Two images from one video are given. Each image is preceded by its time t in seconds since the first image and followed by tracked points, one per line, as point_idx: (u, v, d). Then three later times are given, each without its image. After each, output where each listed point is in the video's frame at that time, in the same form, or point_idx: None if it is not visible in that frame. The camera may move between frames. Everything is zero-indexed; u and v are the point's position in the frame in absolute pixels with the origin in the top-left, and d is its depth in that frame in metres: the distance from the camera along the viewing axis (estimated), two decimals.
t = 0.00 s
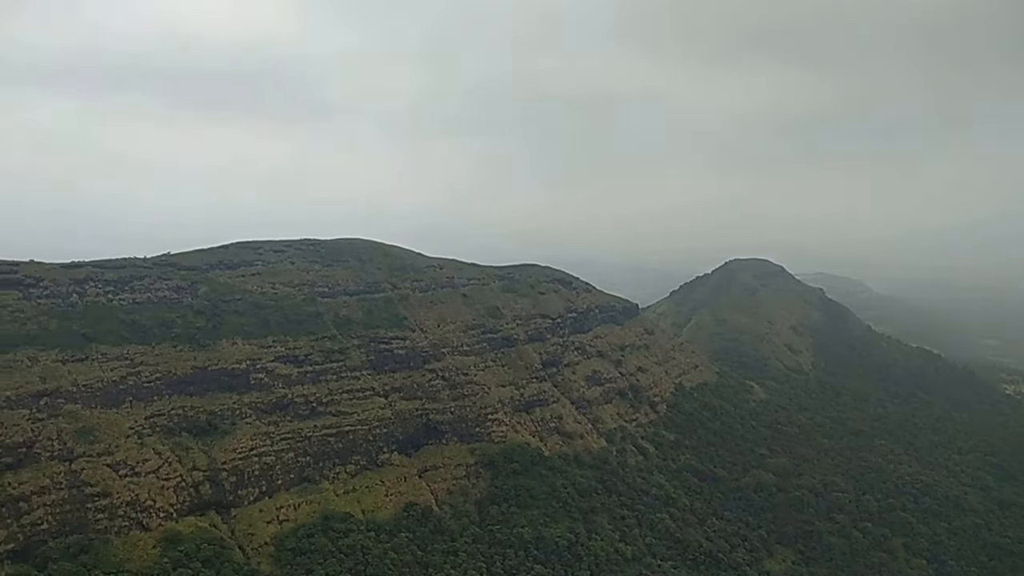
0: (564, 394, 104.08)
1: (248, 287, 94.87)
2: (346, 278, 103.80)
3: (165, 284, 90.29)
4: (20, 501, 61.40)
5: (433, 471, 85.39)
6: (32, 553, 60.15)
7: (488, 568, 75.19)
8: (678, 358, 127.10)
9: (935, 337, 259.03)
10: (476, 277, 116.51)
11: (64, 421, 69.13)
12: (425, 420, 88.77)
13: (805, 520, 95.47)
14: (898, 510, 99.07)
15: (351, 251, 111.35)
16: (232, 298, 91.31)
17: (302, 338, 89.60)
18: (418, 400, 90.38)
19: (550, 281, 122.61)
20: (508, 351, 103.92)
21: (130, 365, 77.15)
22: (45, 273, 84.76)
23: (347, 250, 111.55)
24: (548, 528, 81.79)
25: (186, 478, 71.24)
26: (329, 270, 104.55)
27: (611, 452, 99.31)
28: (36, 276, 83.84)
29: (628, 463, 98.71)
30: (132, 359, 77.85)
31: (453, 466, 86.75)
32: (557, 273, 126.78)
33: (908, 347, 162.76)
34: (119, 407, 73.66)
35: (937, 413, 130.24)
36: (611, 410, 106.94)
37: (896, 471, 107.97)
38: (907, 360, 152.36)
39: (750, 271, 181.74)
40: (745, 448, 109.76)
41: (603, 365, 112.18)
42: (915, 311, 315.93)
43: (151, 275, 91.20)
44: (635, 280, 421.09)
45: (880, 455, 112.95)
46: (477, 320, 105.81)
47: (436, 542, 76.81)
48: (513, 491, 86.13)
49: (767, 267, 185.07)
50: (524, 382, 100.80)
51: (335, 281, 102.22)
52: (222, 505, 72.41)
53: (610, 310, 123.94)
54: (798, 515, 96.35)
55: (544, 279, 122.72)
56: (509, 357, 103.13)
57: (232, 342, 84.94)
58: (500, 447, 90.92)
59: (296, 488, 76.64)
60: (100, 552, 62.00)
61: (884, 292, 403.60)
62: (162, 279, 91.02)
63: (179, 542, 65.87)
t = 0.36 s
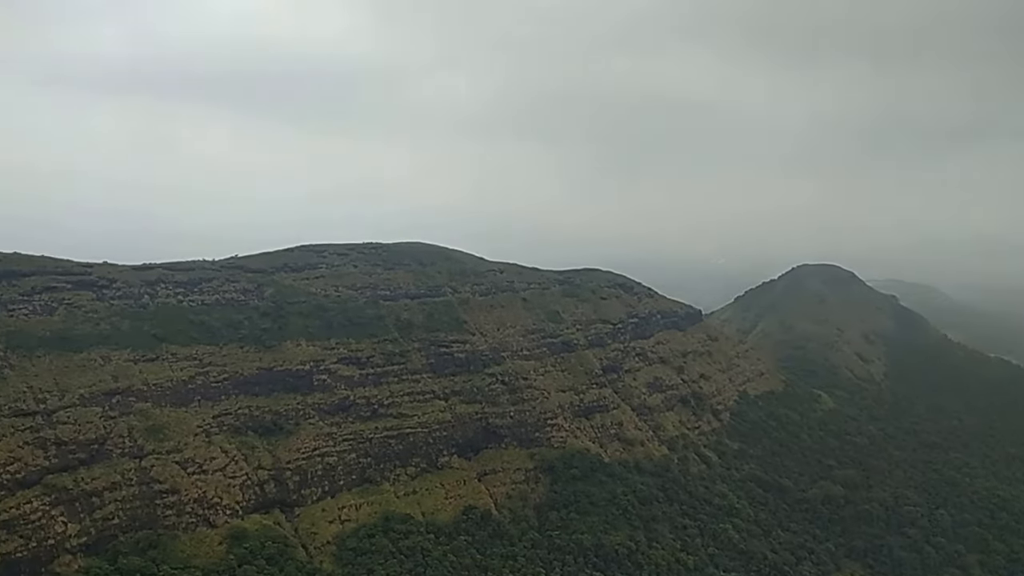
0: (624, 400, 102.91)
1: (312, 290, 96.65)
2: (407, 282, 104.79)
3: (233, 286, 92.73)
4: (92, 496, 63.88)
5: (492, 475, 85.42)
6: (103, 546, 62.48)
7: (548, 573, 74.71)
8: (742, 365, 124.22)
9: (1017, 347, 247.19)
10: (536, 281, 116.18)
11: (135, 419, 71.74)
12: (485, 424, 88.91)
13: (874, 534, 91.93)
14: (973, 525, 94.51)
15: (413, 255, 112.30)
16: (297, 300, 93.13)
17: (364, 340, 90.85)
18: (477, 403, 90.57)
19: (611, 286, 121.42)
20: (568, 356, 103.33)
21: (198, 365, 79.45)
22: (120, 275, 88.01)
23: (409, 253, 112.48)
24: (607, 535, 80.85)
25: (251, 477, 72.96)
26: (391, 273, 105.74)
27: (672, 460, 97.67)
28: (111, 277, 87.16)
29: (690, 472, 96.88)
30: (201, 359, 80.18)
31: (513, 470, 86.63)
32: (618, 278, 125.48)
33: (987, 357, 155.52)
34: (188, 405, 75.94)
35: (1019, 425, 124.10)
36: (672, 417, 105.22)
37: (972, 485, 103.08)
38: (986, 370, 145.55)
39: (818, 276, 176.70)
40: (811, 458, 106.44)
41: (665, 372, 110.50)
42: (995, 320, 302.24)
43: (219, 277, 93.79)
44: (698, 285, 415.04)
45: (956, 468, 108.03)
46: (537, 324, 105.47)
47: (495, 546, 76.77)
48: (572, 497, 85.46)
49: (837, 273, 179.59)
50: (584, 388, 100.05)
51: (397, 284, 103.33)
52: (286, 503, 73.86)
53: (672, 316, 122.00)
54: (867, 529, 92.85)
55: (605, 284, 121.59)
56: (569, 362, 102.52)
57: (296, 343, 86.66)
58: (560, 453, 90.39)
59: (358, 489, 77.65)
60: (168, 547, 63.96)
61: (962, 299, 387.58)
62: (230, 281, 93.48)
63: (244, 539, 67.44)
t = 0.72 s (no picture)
0: (684, 408, 101.32)
1: (373, 294, 97.85)
2: (466, 286, 105.18)
3: (296, 290, 94.62)
4: (161, 494, 66.00)
5: (549, 481, 85.07)
6: (171, 543, 64.42)
7: None
8: (807, 374, 120.81)
9: None
10: (595, 285, 115.22)
11: (202, 419, 73.88)
12: (542, 430, 88.61)
13: (946, 551, 88.19)
14: None
15: (472, 260, 112.74)
16: (358, 304, 94.50)
17: (423, 344, 91.60)
18: (535, 409, 90.34)
19: (671, 291, 119.63)
20: (626, 362, 102.27)
21: (263, 367, 81.31)
22: (189, 278, 90.79)
23: (468, 258, 112.92)
24: (666, 545, 79.58)
25: (313, 477, 74.27)
26: (449, 278, 106.32)
27: (734, 471, 95.62)
28: (181, 281, 89.93)
29: (752, 483, 94.65)
30: (265, 361, 82.07)
31: (570, 477, 86.10)
32: (678, 284, 123.57)
33: None
34: (253, 406, 77.78)
35: None
36: (734, 426, 103.06)
37: None
38: None
39: (887, 283, 170.92)
40: (879, 470, 102.82)
41: (726, 380, 108.34)
42: None
43: (283, 281, 95.86)
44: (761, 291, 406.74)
45: None
46: (595, 329, 104.60)
47: (552, 553, 76.40)
48: (631, 506, 84.43)
49: (908, 279, 173.44)
50: (642, 395, 98.89)
51: (455, 289, 103.85)
52: (346, 505, 74.94)
53: (734, 323, 119.51)
54: (939, 546, 89.13)
55: (665, 289, 119.86)
56: (627, 369, 101.47)
57: (357, 346, 87.91)
58: (618, 460, 89.48)
59: (416, 492, 78.25)
60: (232, 546, 65.54)
61: None
62: (293, 285, 95.44)
63: (306, 539, 68.60)
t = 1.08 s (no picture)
0: (744, 418, 99.22)
1: (430, 299, 98.54)
2: (522, 293, 105.00)
3: (356, 295, 95.97)
4: (225, 494, 67.59)
5: (606, 489, 84.22)
6: (234, 542, 65.79)
7: None
8: (874, 384, 116.84)
9: None
10: (652, 292, 113.42)
11: (265, 421, 75.45)
12: (599, 437, 87.85)
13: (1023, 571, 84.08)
14: None
15: (529, 265, 112.38)
16: (416, 309, 95.33)
17: (480, 350, 91.89)
18: (591, 417, 89.64)
19: (730, 298, 117.30)
20: (685, 371, 100.73)
21: (323, 370, 82.67)
22: (253, 283, 92.98)
23: (526, 264, 112.49)
24: (726, 558, 77.94)
25: (371, 480, 75.12)
26: (506, 284, 106.30)
27: (796, 483, 93.11)
28: (246, 285, 92.20)
29: (815, 496, 91.99)
30: (325, 365, 83.44)
31: (627, 486, 85.11)
32: (739, 291, 121.07)
33: None
34: (313, 409, 79.12)
35: None
36: (796, 437, 100.43)
37: None
38: None
39: (959, 291, 164.34)
40: (950, 485, 98.73)
41: (788, 390, 105.67)
42: None
43: (343, 286, 97.37)
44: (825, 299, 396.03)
45: None
46: (653, 336, 103.23)
47: (609, 562, 75.60)
48: (689, 516, 82.98)
49: (981, 287, 166.54)
50: (701, 404, 97.24)
51: (512, 295, 103.75)
52: (403, 508, 75.50)
53: (796, 331, 116.48)
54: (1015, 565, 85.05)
55: (724, 296, 117.58)
56: (686, 377, 99.91)
57: (415, 351, 88.67)
58: (676, 470, 88.12)
59: (472, 498, 78.39)
60: (294, 546, 66.63)
61: None
62: (353, 290, 96.84)
63: (365, 541, 69.32)
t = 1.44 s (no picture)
0: (805, 430, 96.85)
1: (486, 306, 98.85)
2: (578, 300, 104.17)
3: (413, 301, 96.97)
4: (285, 496, 69.02)
5: (662, 500, 83.16)
6: (294, 544, 66.98)
7: None
8: (943, 396, 112.55)
9: None
10: (710, 300, 110.88)
11: (324, 424, 76.82)
12: (655, 447, 86.83)
13: None
14: None
15: (584, 272, 111.78)
16: (472, 316, 95.87)
17: (535, 357, 91.87)
18: (647, 426, 88.70)
19: (791, 307, 114.53)
20: (743, 381, 98.93)
21: (381, 376, 83.78)
22: (313, 289, 94.85)
23: (581, 271, 111.85)
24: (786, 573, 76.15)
25: (427, 486, 75.73)
26: (561, 291, 105.64)
27: (859, 497, 90.36)
28: (306, 292, 94.07)
29: (880, 511, 89.13)
30: (383, 370, 84.55)
31: (684, 497, 83.90)
32: (799, 299, 118.13)
33: None
34: (370, 414, 80.19)
35: None
36: (859, 450, 97.55)
37: None
38: None
39: None
40: None
41: (851, 401, 102.68)
42: None
43: (400, 292, 98.50)
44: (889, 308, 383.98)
45: None
46: (711, 345, 101.52)
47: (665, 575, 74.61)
48: (747, 529, 81.34)
49: None
50: (760, 415, 95.30)
51: (566, 303, 103.07)
52: (459, 514, 75.82)
53: (860, 341, 112.92)
54: None
55: (785, 304, 114.86)
56: (744, 388, 98.10)
57: (470, 358, 89.16)
58: (734, 482, 86.53)
59: (527, 505, 78.31)
60: (351, 550, 67.53)
61: None
62: (410, 296, 97.93)
63: (421, 546, 69.86)
